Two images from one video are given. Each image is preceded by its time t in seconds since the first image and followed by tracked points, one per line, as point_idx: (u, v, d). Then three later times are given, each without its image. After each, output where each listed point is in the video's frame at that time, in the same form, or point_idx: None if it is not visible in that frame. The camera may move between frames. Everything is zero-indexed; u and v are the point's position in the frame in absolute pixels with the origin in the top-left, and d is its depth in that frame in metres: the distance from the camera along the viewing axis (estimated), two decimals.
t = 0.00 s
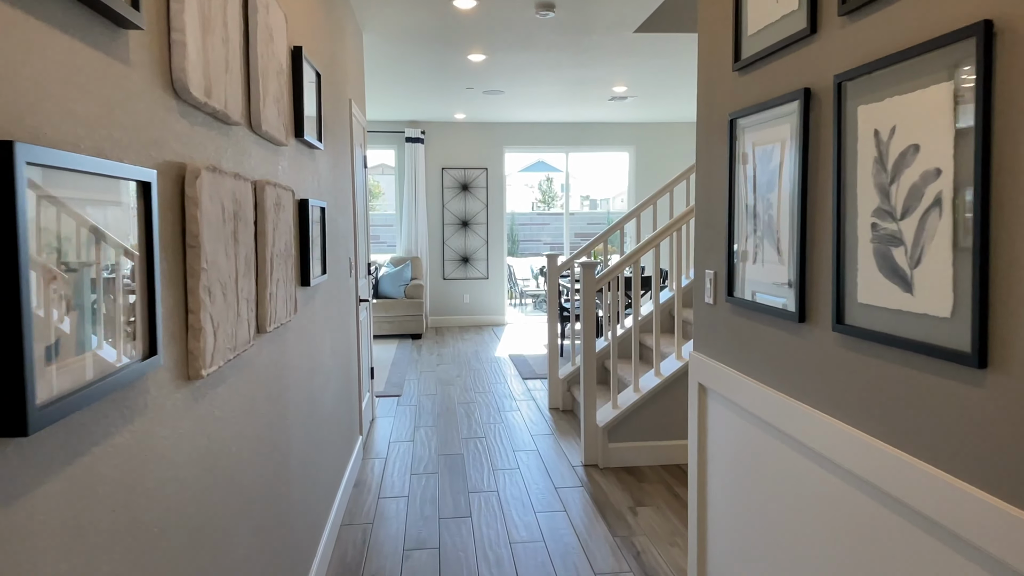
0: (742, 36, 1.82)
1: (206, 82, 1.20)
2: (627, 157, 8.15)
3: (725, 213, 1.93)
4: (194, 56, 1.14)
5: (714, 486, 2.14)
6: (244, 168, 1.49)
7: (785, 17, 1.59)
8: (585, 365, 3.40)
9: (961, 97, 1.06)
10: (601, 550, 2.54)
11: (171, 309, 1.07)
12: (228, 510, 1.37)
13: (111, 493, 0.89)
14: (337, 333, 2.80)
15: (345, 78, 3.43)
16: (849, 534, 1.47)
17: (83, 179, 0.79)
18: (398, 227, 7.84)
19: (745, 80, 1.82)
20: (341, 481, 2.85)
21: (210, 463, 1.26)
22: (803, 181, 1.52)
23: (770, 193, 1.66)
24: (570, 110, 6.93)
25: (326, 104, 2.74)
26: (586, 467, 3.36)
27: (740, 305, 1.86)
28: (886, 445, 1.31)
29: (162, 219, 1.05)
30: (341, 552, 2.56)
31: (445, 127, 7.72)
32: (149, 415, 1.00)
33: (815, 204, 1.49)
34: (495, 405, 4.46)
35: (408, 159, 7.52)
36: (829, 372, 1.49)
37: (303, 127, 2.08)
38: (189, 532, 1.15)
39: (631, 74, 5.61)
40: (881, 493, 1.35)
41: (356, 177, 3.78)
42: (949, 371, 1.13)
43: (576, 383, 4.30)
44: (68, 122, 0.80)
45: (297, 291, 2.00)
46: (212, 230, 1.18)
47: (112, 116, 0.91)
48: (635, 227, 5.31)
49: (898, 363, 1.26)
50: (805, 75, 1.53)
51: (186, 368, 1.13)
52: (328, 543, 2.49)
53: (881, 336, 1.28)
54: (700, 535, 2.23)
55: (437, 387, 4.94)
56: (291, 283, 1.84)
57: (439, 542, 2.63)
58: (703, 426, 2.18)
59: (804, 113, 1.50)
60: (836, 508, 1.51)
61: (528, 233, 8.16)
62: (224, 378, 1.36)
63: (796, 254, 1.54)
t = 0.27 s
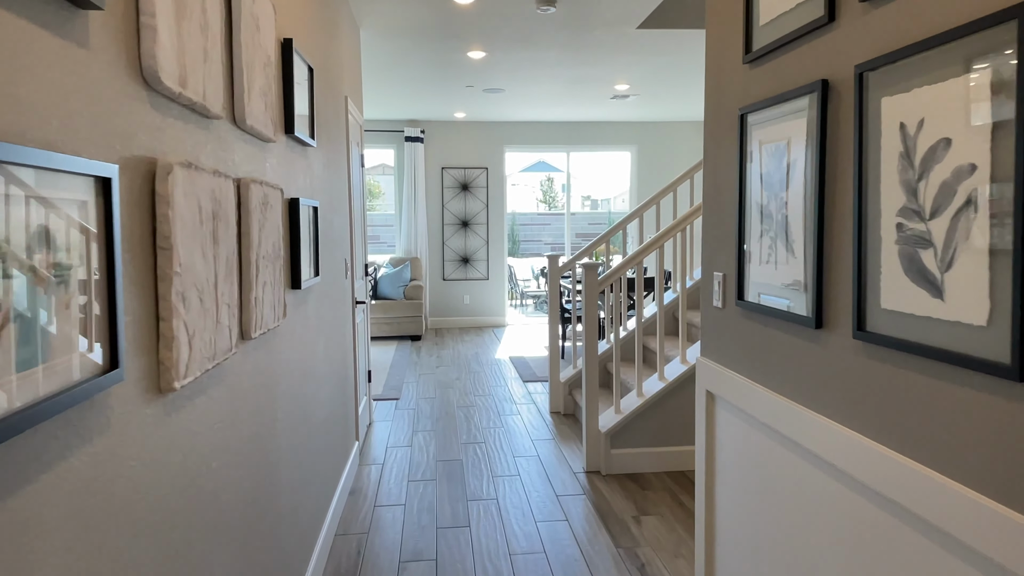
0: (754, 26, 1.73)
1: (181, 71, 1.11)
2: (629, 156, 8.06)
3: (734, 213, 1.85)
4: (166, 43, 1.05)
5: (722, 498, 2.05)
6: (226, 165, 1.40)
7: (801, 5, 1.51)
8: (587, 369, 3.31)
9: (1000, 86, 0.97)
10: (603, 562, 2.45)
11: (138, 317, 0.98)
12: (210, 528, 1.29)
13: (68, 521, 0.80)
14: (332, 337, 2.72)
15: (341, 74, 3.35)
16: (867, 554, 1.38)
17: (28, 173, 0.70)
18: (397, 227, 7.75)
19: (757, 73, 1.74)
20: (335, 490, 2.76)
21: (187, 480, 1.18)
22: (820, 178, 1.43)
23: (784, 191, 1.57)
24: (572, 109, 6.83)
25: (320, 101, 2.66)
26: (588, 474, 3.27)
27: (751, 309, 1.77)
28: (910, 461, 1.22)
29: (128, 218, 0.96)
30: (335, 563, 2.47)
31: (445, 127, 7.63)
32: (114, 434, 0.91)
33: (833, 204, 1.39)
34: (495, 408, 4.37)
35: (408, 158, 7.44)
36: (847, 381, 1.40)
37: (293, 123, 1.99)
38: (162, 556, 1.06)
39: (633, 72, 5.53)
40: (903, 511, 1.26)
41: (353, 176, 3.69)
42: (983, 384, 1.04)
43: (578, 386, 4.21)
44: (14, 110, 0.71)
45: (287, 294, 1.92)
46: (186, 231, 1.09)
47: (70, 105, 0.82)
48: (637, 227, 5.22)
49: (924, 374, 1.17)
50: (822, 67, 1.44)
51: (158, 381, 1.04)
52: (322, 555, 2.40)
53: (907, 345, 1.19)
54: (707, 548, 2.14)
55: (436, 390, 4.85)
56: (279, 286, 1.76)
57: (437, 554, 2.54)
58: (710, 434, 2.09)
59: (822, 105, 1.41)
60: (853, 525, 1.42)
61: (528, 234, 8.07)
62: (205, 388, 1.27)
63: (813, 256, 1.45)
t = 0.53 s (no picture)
0: (766, 19, 1.65)
1: (151, 64, 1.02)
2: (631, 156, 7.97)
3: (744, 217, 1.76)
4: (134, 33, 0.97)
5: (731, 514, 1.96)
6: (206, 166, 1.31)
7: None
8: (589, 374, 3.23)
9: None
10: None
11: (99, 332, 0.89)
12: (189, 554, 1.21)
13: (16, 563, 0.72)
14: (325, 344, 2.63)
15: (337, 72, 3.26)
16: None
17: None
18: (397, 228, 7.67)
19: (769, 69, 1.65)
20: (330, 500, 2.67)
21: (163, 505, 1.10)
22: (840, 180, 1.34)
23: (799, 193, 1.48)
24: (573, 108, 6.75)
25: (314, 100, 2.57)
26: (590, 483, 3.18)
27: (763, 317, 1.68)
28: (937, 485, 1.13)
29: (87, 225, 0.87)
30: None
31: (445, 126, 7.55)
32: (71, 463, 0.83)
33: (854, 207, 1.31)
34: (495, 414, 4.28)
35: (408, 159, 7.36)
36: (867, 396, 1.31)
37: (283, 121, 1.90)
38: None
39: (635, 70, 5.44)
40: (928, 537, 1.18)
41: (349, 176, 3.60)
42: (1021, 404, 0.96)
43: (579, 391, 4.12)
44: None
45: (276, 300, 1.83)
46: (156, 238, 1.01)
47: (17, 100, 0.74)
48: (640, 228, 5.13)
49: (953, 391, 1.09)
50: (841, 61, 1.36)
51: (124, 402, 0.96)
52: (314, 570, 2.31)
53: (935, 360, 1.10)
54: (715, 565, 2.05)
55: (435, 395, 4.76)
56: (267, 293, 1.67)
57: (434, 568, 2.45)
58: (719, 447, 2.00)
59: (841, 102, 1.32)
60: (872, 550, 1.34)
61: (529, 235, 7.99)
62: (182, 405, 1.18)
63: (832, 263, 1.36)
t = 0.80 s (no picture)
0: (780, 9, 1.56)
1: (122, 53, 0.94)
2: (633, 156, 7.89)
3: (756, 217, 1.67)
4: (101, 18, 0.88)
5: (740, 527, 1.88)
6: (187, 163, 1.23)
7: None
8: (592, 379, 3.14)
9: None
10: None
11: (58, 344, 0.81)
12: None
13: None
14: (320, 348, 2.55)
15: (333, 69, 3.18)
16: None
17: None
18: (397, 229, 7.59)
19: (782, 61, 1.57)
20: (324, 509, 2.58)
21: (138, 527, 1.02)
22: (863, 177, 1.25)
23: (817, 193, 1.40)
24: (574, 107, 6.67)
25: (308, 96, 2.49)
26: (593, 490, 3.10)
27: (777, 323, 1.59)
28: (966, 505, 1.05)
29: (44, 226, 0.79)
30: None
31: (445, 126, 7.47)
32: (26, 489, 0.75)
33: (878, 207, 1.22)
34: (496, 418, 4.19)
35: (407, 158, 7.29)
36: (889, 407, 1.23)
37: (273, 118, 1.82)
38: None
39: (638, 69, 5.36)
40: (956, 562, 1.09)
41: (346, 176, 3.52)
42: None
43: (581, 395, 4.04)
44: None
45: (266, 305, 1.75)
46: (125, 241, 0.93)
47: None
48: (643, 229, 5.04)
49: (985, 405, 1.01)
50: (862, 51, 1.27)
51: (89, 420, 0.87)
52: None
53: (969, 372, 1.02)
54: None
55: (434, 398, 4.67)
56: (255, 297, 1.58)
57: None
58: (728, 457, 1.92)
59: (864, 95, 1.24)
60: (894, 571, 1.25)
61: (530, 235, 7.91)
62: (159, 420, 1.10)
63: (854, 266, 1.28)
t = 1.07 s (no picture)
0: None
1: (89, 35, 0.86)
2: (635, 155, 7.80)
3: (771, 216, 1.59)
4: None
5: (751, 540, 1.80)
6: (167, 157, 1.15)
7: None
8: (595, 382, 3.06)
9: None
10: None
11: (12, 353, 0.73)
12: None
13: None
14: (316, 351, 2.47)
15: (331, 64, 3.10)
16: None
17: None
18: (397, 228, 7.51)
19: (798, 51, 1.49)
20: (320, 517, 2.50)
21: (110, 549, 0.94)
22: (889, 172, 1.17)
23: (838, 189, 1.32)
24: (576, 106, 6.59)
25: (303, 91, 2.41)
26: (597, 496, 3.02)
27: (793, 327, 1.51)
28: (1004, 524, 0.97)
29: None
30: None
31: (446, 124, 7.39)
32: None
33: (906, 204, 1.14)
34: (497, 421, 4.12)
35: (407, 157, 7.21)
36: (915, 418, 1.15)
37: (265, 112, 1.74)
38: None
39: (641, 66, 5.28)
40: None
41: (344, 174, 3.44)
42: None
43: (584, 398, 3.96)
44: None
45: (256, 307, 1.67)
46: (91, 239, 0.85)
47: None
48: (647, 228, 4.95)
49: None
50: (886, 38, 1.20)
51: (50, 436, 0.79)
52: None
53: (1008, 382, 0.94)
54: None
55: (434, 400, 4.59)
56: (244, 299, 1.51)
57: None
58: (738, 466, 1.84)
59: (891, 84, 1.16)
60: None
61: (532, 235, 7.83)
62: (135, 432, 1.02)
63: (880, 267, 1.20)
